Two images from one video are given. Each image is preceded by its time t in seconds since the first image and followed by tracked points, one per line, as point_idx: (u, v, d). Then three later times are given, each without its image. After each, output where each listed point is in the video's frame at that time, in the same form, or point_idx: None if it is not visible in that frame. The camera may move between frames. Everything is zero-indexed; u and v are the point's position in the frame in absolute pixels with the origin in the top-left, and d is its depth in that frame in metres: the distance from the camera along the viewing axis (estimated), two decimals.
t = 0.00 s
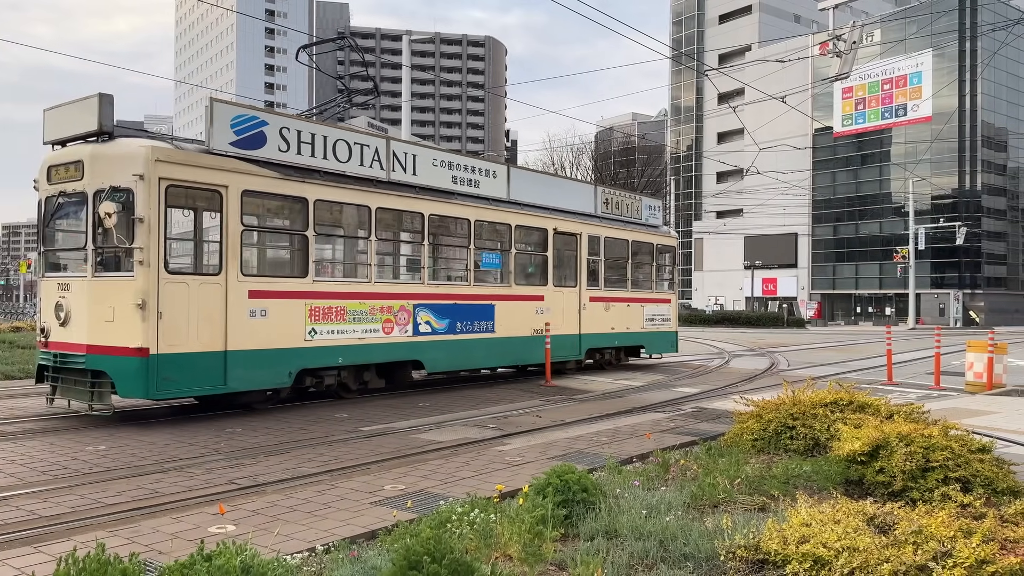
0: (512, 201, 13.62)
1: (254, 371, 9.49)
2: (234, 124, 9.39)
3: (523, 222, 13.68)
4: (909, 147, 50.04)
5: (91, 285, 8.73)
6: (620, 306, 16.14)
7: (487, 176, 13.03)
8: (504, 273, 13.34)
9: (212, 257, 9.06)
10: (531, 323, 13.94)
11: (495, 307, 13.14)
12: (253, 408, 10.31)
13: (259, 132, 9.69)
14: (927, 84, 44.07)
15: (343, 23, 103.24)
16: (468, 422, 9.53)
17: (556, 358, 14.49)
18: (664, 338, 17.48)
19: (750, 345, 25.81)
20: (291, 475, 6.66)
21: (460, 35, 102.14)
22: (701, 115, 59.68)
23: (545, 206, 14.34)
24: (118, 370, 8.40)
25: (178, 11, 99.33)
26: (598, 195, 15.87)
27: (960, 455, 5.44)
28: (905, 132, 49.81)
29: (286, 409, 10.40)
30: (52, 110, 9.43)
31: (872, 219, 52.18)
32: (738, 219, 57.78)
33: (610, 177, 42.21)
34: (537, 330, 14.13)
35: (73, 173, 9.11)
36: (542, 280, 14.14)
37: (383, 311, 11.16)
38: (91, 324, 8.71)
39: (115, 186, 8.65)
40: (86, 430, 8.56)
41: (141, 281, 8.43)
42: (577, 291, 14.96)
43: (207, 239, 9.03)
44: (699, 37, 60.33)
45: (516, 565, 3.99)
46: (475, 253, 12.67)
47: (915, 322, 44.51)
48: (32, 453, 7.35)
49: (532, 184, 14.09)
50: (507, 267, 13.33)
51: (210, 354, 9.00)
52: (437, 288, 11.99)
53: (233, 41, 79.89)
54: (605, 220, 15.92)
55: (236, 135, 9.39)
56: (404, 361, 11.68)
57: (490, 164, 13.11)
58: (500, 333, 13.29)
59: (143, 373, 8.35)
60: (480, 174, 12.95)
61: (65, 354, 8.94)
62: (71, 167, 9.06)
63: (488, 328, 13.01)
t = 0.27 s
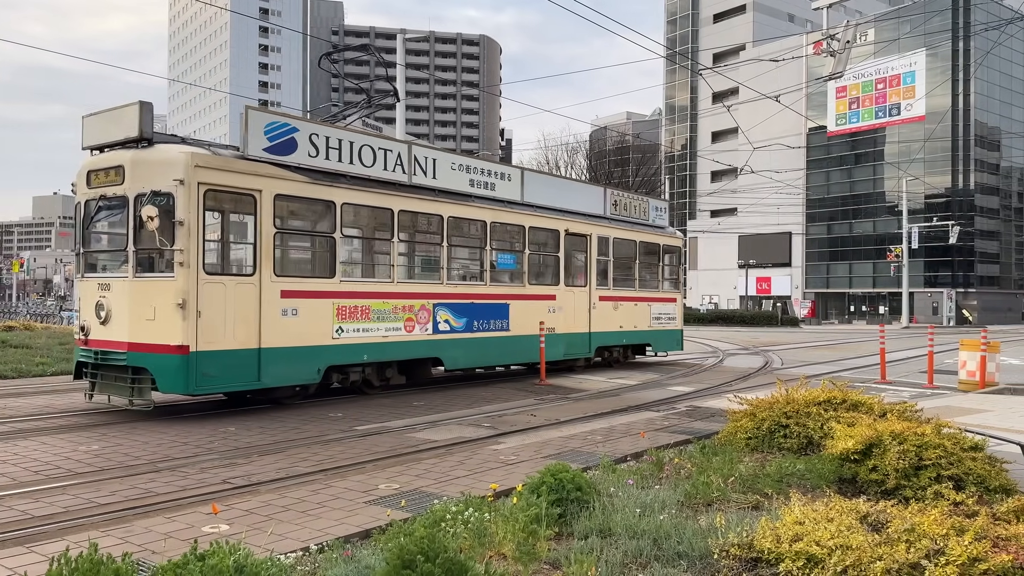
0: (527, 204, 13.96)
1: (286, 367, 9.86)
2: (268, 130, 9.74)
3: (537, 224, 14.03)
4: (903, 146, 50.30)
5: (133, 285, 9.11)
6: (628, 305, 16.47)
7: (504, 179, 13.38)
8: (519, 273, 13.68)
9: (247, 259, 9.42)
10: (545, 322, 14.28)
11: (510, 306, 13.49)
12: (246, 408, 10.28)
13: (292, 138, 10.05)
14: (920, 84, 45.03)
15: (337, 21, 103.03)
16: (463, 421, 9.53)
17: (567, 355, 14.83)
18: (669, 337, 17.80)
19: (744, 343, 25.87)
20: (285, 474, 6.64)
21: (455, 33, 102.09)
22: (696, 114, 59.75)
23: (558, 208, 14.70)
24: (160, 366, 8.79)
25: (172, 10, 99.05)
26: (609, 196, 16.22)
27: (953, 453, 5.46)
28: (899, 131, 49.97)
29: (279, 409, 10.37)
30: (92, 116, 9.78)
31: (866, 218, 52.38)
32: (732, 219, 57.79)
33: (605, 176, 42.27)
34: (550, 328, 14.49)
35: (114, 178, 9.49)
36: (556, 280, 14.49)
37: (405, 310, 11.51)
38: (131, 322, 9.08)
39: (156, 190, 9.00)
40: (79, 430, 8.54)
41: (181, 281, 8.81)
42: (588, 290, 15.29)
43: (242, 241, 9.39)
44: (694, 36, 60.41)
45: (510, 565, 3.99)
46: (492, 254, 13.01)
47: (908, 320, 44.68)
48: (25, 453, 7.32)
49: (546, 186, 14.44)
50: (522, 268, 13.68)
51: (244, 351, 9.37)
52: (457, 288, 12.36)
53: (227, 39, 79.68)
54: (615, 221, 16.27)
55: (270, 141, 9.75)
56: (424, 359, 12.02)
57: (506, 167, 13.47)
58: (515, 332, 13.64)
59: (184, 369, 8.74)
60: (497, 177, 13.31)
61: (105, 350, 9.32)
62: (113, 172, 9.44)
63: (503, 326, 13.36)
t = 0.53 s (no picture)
0: (539, 206, 14.35)
1: (314, 364, 10.20)
2: (298, 137, 10.08)
3: (549, 226, 14.37)
4: (895, 146, 50.49)
5: (169, 285, 9.37)
6: (635, 304, 16.76)
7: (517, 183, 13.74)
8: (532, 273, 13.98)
9: (278, 260, 9.76)
10: (556, 320, 14.59)
11: (523, 306, 13.80)
12: (237, 408, 10.21)
13: (320, 144, 10.38)
14: (913, 84, 44.03)
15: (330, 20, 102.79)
16: (456, 421, 9.51)
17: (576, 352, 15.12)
18: (674, 335, 18.06)
19: (737, 343, 25.90)
20: (277, 474, 6.61)
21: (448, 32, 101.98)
22: (689, 113, 59.81)
23: (568, 210, 15.05)
24: (197, 363, 9.09)
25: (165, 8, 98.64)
26: (615, 199, 16.58)
27: (944, 452, 5.49)
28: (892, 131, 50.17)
29: (271, 408, 10.32)
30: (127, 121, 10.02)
31: (858, 218, 52.63)
32: (727, 219, 57.33)
33: (599, 175, 42.27)
34: (561, 327, 14.78)
35: (150, 181, 9.73)
36: (566, 280, 14.78)
37: (424, 309, 11.84)
38: (169, 320, 9.34)
39: (193, 194, 9.29)
40: (70, 430, 8.48)
41: (218, 282, 9.12)
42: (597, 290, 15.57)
43: (274, 243, 9.72)
44: (687, 35, 60.53)
45: (504, 564, 3.98)
46: (506, 254, 13.32)
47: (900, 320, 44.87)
48: (17, 452, 7.28)
49: (556, 189, 14.80)
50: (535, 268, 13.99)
51: (276, 348, 9.71)
52: (473, 288, 12.69)
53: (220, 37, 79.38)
54: (622, 223, 16.62)
55: (299, 148, 10.08)
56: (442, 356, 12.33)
57: (519, 170, 13.82)
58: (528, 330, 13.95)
59: (221, 365, 9.05)
60: (511, 180, 13.67)
61: (141, 348, 9.57)
62: (149, 175, 9.69)
63: (516, 324, 13.67)
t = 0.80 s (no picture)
0: (550, 208, 14.83)
1: (342, 361, 10.66)
2: (326, 143, 10.51)
3: (559, 227, 14.80)
4: (886, 147, 50.59)
5: (205, 285, 9.82)
6: (640, 303, 17.20)
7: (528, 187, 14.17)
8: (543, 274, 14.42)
9: (307, 261, 10.19)
10: (565, 319, 15.03)
11: (535, 305, 14.23)
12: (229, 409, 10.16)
13: (345, 150, 10.82)
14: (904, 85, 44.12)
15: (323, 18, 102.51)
16: (449, 420, 9.50)
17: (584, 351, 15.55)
18: (677, 334, 18.51)
19: (730, 342, 25.92)
20: (269, 474, 6.58)
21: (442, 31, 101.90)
22: (682, 113, 59.88)
23: (576, 211, 15.49)
24: (232, 360, 9.54)
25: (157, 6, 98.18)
26: (621, 201, 17.03)
27: (935, 451, 5.51)
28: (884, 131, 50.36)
29: (262, 408, 10.28)
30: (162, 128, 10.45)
31: (850, 218, 52.80)
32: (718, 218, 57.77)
33: (592, 175, 42.30)
34: (570, 325, 15.23)
35: (185, 186, 10.18)
36: (575, 280, 15.20)
37: (442, 308, 12.31)
38: (204, 319, 9.77)
39: (229, 198, 9.72)
40: (60, 429, 8.43)
41: (252, 282, 9.57)
42: (603, 290, 16.01)
43: (303, 245, 10.15)
44: (681, 35, 60.60)
45: (497, 563, 3.97)
46: (518, 256, 13.78)
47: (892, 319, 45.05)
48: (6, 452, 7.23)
49: (565, 192, 15.24)
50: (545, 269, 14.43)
51: (305, 346, 10.16)
52: (488, 288, 13.14)
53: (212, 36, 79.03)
54: (627, 224, 17.05)
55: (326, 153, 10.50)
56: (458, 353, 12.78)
57: (530, 174, 14.26)
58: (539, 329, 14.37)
59: (255, 362, 9.51)
60: (522, 184, 14.10)
61: (177, 346, 10.02)
62: (184, 180, 10.12)
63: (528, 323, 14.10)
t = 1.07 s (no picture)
0: (561, 211, 15.19)
1: (366, 358, 11.10)
2: (352, 150, 10.91)
3: (569, 230, 15.18)
4: (878, 147, 50.87)
5: (237, 286, 10.26)
6: (646, 304, 17.57)
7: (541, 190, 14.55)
8: (554, 275, 14.81)
9: (334, 263, 10.62)
10: (575, 319, 15.40)
11: (546, 305, 14.63)
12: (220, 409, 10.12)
13: (371, 157, 11.24)
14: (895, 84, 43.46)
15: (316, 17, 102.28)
16: (442, 420, 9.50)
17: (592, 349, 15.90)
18: (681, 334, 18.88)
19: (723, 342, 25.96)
20: (261, 474, 6.56)
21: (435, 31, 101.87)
22: (675, 114, 59.98)
23: (586, 214, 15.87)
24: (264, 357, 10.00)
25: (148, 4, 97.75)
26: (629, 204, 17.39)
27: (927, 451, 5.53)
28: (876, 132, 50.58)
29: (255, 407, 10.24)
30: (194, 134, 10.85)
31: (842, 218, 52.99)
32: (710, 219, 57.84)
33: (585, 175, 42.33)
34: (580, 325, 15.58)
35: (217, 191, 10.60)
36: (585, 280, 15.57)
37: (458, 308, 12.76)
38: (237, 318, 10.21)
39: (262, 202, 10.13)
40: (51, 429, 8.38)
41: (284, 283, 10.01)
42: (611, 290, 16.37)
43: (330, 248, 10.58)
44: (673, 36, 60.71)
45: (489, 563, 3.96)
46: (530, 258, 14.18)
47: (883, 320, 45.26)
48: None
49: (575, 195, 15.60)
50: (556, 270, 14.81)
51: (332, 344, 10.60)
52: (502, 288, 13.56)
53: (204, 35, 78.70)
54: (635, 226, 17.40)
55: (352, 159, 10.90)
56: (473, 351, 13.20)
57: (542, 178, 14.64)
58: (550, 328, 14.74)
59: (286, 359, 9.96)
60: (535, 188, 14.49)
61: (209, 344, 10.46)
62: (216, 185, 10.54)
63: (540, 323, 14.49)
